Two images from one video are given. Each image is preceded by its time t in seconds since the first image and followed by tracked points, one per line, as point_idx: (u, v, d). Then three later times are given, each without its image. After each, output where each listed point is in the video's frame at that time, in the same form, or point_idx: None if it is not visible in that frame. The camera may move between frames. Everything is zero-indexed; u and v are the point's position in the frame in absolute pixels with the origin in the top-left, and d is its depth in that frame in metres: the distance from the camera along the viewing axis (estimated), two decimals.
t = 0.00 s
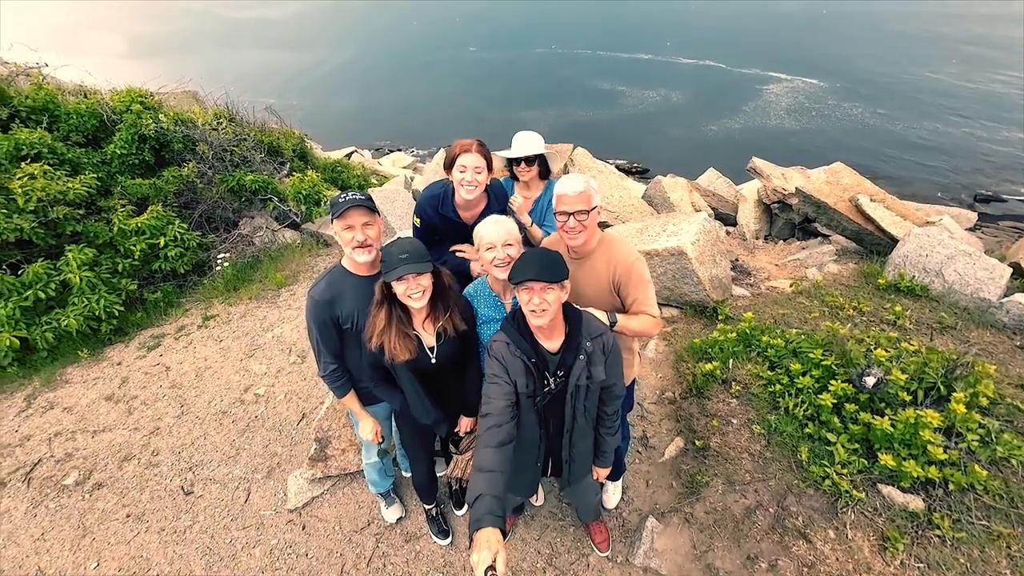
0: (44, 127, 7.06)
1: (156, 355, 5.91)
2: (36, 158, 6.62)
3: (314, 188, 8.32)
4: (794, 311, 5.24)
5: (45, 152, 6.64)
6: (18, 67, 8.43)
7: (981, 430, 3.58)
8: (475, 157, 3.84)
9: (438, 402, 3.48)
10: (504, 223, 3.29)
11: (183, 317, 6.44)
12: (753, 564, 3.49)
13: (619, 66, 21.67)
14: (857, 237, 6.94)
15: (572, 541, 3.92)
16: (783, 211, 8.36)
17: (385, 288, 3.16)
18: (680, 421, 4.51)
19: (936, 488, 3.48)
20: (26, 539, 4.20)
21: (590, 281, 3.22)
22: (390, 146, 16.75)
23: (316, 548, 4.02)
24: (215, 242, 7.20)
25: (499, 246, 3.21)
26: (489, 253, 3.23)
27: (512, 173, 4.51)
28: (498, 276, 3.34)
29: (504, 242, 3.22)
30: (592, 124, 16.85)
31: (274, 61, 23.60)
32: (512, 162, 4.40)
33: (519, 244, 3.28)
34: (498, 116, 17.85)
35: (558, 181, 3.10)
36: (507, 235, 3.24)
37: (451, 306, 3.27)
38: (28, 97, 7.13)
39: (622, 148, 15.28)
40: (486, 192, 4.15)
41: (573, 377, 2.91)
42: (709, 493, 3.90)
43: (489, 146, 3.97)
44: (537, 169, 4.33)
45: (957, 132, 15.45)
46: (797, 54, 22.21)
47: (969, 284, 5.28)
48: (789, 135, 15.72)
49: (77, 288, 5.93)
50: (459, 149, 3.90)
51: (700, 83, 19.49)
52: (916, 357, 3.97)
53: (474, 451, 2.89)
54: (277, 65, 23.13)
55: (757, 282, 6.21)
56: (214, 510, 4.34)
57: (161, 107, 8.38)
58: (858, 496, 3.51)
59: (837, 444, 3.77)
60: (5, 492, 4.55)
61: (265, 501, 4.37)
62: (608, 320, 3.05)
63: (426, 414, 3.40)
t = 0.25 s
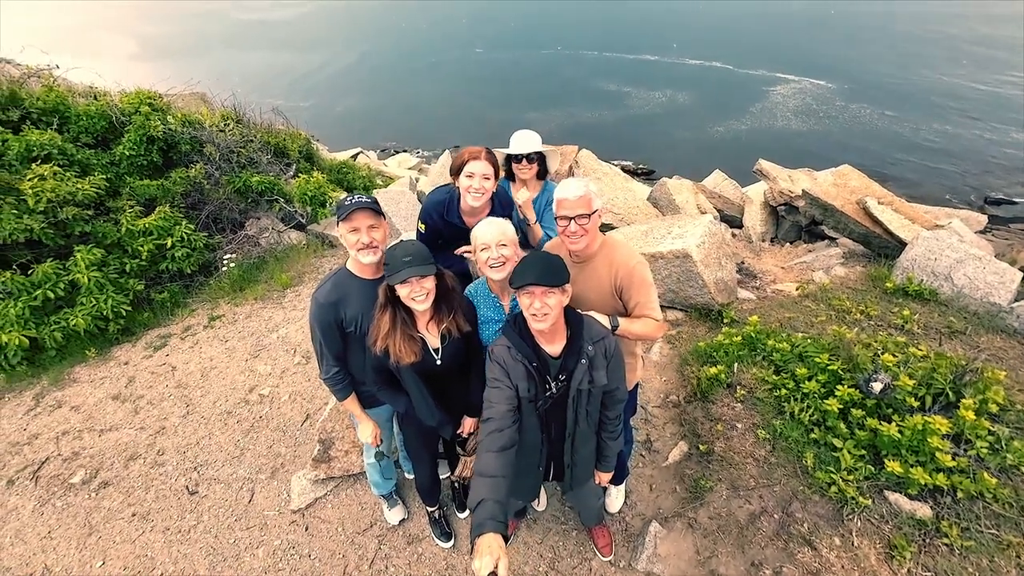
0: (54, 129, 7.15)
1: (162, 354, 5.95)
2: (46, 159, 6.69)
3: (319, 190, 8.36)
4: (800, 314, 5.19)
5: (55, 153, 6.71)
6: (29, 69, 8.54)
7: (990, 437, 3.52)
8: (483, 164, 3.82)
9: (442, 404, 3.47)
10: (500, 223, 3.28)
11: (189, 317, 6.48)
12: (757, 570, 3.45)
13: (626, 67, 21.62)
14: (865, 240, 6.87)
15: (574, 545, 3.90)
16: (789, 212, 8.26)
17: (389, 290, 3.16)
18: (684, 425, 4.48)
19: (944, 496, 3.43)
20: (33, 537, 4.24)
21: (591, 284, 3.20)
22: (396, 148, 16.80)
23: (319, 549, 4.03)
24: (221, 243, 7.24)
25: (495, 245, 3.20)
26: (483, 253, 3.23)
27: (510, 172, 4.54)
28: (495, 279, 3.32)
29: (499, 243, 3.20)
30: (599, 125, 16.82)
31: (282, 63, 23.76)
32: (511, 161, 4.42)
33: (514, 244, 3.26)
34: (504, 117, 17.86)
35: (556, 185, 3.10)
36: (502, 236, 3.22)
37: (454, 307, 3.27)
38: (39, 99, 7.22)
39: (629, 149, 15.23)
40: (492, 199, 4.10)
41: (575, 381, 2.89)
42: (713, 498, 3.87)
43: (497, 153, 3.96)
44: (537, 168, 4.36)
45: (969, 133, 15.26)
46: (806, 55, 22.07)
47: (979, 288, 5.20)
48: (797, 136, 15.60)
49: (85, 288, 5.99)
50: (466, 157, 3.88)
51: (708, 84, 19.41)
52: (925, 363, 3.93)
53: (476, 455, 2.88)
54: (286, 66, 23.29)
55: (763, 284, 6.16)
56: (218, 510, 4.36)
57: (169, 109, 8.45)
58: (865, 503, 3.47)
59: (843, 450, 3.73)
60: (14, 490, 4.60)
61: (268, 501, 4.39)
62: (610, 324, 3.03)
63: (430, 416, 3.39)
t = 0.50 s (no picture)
0: (65, 130, 7.23)
1: (169, 353, 6.00)
2: (57, 160, 6.77)
3: (326, 191, 8.41)
4: (807, 317, 5.14)
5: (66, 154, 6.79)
6: (42, 71, 8.65)
7: (1000, 444, 3.45)
8: (488, 165, 3.82)
9: (445, 404, 3.47)
10: (499, 220, 3.28)
11: (196, 317, 6.53)
12: None
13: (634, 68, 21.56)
14: (873, 242, 6.80)
15: (577, 548, 3.89)
16: (797, 215, 8.15)
17: (392, 290, 3.16)
18: (688, 428, 4.45)
19: (953, 502, 3.37)
20: (41, 533, 4.28)
21: (595, 287, 3.19)
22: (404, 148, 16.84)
23: (322, 549, 4.04)
24: (228, 243, 7.30)
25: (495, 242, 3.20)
26: (486, 250, 3.21)
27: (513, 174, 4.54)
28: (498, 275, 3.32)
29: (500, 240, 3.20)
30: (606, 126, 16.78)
31: (292, 64, 23.92)
32: (517, 165, 4.44)
33: (515, 239, 3.28)
34: (512, 118, 17.87)
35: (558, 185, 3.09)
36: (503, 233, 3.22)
37: (458, 307, 3.27)
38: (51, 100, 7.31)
39: (636, 150, 15.18)
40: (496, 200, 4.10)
41: (578, 384, 2.88)
42: (718, 502, 3.84)
43: (501, 155, 3.96)
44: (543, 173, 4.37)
45: (982, 134, 15.06)
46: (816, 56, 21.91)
47: (989, 292, 5.13)
48: (806, 137, 15.48)
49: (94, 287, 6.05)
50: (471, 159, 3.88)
51: (716, 85, 19.31)
52: (932, 368, 3.87)
53: (478, 457, 2.87)
54: (295, 68, 23.44)
55: (770, 287, 6.12)
56: (223, 508, 4.38)
57: (179, 110, 8.53)
58: (872, 509, 3.43)
59: (849, 455, 3.69)
60: (23, 486, 4.65)
61: (273, 500, 4.41)
62: (614, 326, 3.01)
63: (433, 416, 3.39)
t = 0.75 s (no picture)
0: (77, 131, 7.33)
1: (177, 352, 6.05)
2: (68, 160, 6.86)
3: (332, 191, 8.46)
4: (813, 320, 5.10)
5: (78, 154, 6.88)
6: (54, 73, 8.76)
7: (1011, 449, 3.37)
8: (488, 167, 3.83)
9: (448, 403, 3.48)
10: (511, 217, 3.23)
11: (204, 315, 6.58)
12: None
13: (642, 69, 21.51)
14: (882, 244, 6.73)
15: (580, 550, 3.88)
16: (804, 216, 8.08)
17: (397, 288, 3.17)
18: (693, 430, 4.43)
19: (961, 508, 3.33)
20: (50, 528, 4.33)
21: (599, 288, 3.18)
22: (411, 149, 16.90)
23: (325, 548, 4.05)
24: (235, 243, 7.35)
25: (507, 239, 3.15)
26: (496, 246, 3.17)
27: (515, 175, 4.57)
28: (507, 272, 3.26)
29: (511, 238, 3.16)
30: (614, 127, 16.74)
31: (301, 65, 24.09)
32: (517, 166, 4.46)
33: (527, 239, 3.23)
34: (519, 119, 17.88)
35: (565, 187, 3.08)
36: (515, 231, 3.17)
37: (462, 306, 3.28)
38: (63, 101, 7.41)
39: (644, 151, 15.12)
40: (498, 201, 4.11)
41: (582, 385, 2.88)
42: (722, 505, 3.82)
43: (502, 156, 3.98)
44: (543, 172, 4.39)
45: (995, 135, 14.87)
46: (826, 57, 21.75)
47: (1000, 295, 5.05)
48: (816, 138, 15.36)
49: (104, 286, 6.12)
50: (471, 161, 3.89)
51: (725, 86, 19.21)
52: (941, 372, 3.81)
53: (481, 457, 2.87)
54: (305, 69, 23.60)
55: (776, 289, 6.08)
56: (228, 506, 4.41)
57: (188, 111, 8.61)
58: (878, 514, 3.39)
59: (855, 459, 3.65)
60: (33, 482, 4.71)
61: (277, 498, 4.44)
62: (618, 328, 3.00)
63: (436, 414, 3.39)
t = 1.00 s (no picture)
0: (87, 131, 7.41)
1: (184, 351, 6.10)
2: (79, 161, 6.94)
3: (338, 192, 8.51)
4: (820, 322, 5.05)
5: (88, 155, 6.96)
6: (66, 75, 8.87)
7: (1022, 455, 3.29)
8: (489, 172, 3.81)
9: (449, 403, 3.48)
10: (520, 220, 3.22)
11: (210, 315, 6.63)
12: None
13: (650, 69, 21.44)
14: (890, 247, 6.66)
15: (582, 552, 3.86)
16: (811, 218, 8.00)
17: (400, 289, 3.17)
18: (697, 433, 4.40)
19: (970, 515, 3.27)
20: (58, 524, 4.37)
21: (603, 289, 3.16)
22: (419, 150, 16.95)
23: (328, 547, 4.06)
24: (242, 243, 7.41)
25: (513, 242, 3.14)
26: (505, 250, 3.15)
27: (520, 178, 4.58)
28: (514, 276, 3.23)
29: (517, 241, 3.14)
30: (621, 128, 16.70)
31: (310, 67, 24.25)
32: (522, 167, 4.47)
33: (536, 242, 3.20)
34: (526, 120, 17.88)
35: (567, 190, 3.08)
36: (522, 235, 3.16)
37: (465, 306, 3.28)
38: (74, 103, 7.50)
39: (651, 151, 15.07)
40: (500, 204, 4.10)
41: (585, 388, 2.86)
42: (725, 509, 3.79)
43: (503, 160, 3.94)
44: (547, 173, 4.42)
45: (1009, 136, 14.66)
46: (836, 58, 21.57)
47: (1011, 298, 4.97)
48: (825, 139, 15.23)
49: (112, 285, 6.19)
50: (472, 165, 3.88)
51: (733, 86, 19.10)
52: (950, 376, 3.75)
53: (483, 459, 2.87)
54: (314, 70, 23.75)
55: (783, 291, 6.02)
56: (233, 504, 4.44)
57: (196, 112, 8.68)
58: (884, 519, 3.34)
59: (862, 464, 3.60)
60: (41, 478, 4.76)
61: (281, 497, 4.46)
62: (622, 331, 2.99)
63: (437, 414, 3.40)
